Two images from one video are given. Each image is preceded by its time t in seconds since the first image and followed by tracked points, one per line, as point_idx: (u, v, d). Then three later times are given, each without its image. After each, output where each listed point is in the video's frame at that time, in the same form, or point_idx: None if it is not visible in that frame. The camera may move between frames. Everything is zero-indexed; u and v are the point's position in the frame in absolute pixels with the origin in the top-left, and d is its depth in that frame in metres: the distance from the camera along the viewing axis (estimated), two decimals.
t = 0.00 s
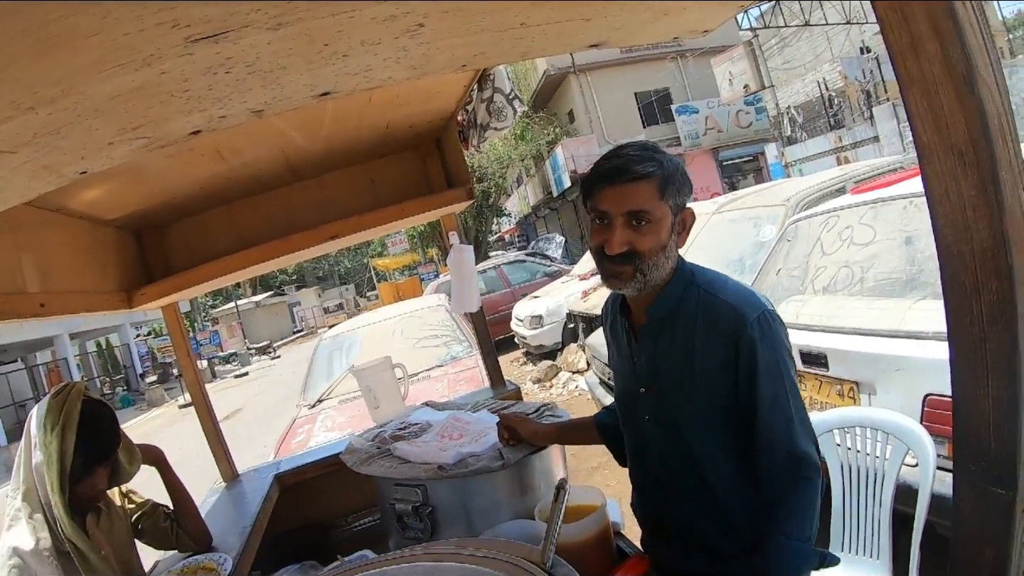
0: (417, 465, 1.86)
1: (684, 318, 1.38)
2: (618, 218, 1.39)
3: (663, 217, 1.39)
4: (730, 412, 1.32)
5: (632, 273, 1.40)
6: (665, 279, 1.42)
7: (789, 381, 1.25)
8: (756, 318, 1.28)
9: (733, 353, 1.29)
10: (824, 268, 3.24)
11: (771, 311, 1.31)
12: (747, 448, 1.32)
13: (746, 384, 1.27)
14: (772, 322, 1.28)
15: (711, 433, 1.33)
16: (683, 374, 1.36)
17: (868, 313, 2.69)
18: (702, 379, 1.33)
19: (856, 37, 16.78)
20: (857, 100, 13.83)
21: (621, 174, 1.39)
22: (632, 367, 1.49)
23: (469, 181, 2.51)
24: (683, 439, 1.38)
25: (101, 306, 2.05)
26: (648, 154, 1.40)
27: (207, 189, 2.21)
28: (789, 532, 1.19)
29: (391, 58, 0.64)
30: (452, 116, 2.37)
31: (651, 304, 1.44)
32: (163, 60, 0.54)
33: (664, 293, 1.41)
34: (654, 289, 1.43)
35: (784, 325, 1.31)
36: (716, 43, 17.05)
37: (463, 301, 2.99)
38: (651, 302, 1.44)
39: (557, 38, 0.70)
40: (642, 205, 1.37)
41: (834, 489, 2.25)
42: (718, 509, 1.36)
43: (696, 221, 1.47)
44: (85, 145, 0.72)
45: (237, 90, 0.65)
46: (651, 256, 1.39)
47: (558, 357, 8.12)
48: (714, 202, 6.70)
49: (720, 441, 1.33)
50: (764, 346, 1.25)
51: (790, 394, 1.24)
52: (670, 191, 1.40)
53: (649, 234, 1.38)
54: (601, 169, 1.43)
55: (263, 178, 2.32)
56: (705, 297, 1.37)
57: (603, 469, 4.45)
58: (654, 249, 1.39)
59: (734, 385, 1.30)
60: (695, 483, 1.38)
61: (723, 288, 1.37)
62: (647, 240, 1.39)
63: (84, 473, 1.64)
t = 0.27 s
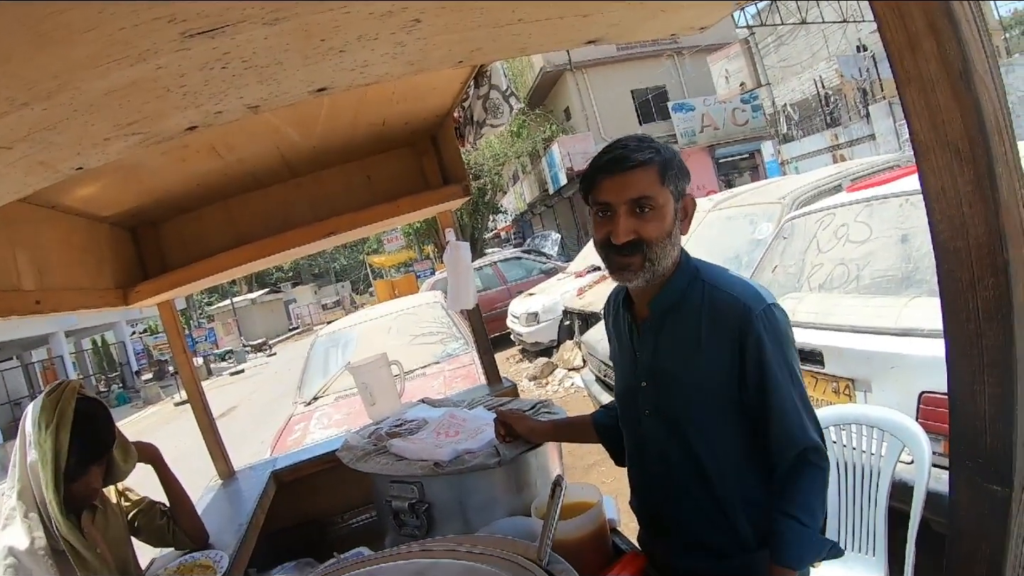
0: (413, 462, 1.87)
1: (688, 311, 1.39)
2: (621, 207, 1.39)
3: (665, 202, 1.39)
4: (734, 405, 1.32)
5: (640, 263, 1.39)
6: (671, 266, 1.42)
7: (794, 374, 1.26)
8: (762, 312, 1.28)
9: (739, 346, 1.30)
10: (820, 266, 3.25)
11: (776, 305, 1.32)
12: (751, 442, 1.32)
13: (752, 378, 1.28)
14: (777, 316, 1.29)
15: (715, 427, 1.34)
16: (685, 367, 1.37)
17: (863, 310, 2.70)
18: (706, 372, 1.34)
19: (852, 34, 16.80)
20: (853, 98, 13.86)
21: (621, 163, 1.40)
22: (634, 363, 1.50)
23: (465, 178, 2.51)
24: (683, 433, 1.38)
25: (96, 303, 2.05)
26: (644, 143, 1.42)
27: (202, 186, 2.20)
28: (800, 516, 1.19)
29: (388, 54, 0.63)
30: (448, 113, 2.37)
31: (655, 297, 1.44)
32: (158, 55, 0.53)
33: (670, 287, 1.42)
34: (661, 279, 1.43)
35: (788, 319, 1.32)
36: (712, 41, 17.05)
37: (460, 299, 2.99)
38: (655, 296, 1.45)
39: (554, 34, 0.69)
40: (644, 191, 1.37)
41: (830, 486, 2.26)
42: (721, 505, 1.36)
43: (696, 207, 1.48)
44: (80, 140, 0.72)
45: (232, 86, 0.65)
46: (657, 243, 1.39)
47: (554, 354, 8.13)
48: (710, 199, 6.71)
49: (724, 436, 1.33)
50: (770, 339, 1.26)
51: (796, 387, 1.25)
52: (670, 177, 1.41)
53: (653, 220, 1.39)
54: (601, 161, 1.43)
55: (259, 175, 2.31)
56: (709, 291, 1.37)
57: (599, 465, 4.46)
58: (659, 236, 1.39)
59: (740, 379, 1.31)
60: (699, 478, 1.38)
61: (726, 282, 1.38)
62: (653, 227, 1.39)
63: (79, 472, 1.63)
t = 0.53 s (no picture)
0: (411, 459, 1.85)
1: (692, 309, 1.38)
2: (608, 196, 1.40)
3: (654, 198, 1.37)
4: (737, 405, 1.31)
5: (622, 254, 1.40)
6: (658, 265, 1.40)
7: (798, 375, 1.25)
8: (767, 312, 1.27)
9: (742, 346, 1.29)
10: (819, 263, 3.25)
11: (783, 305, 1.30)
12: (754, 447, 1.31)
13: (756, 384, 1.26)
14: (783, 316, 1.27)
15: (717, 426, 1.33)
16: (687, 365, 1.36)
17: (862, 308, 2.70)
18: (709, 371, 1.33)
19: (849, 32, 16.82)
20: (850, 96, 13.87)
21: (614, 152, 1.40)
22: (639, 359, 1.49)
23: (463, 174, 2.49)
24: (685, 432, 1.37)
25: (91, 299, 2.03)
26: (642, 135, 1.40)
27: (198, 181, 2.18)
28: (799, 536, 1.20)
29: (389, 42, 0.62)
30: (446, 108, 2.35)
31: (659, 293, 1.44)
32: (153, 41, 0.52)
33: (671, 283, 1.42)
34: (648, 275, 1.41)
35: (795, 322, 1.30)
36: (710, 38, 17.05)
37: (458, 295, 2.98)
38: (659, 291, 1.44)
39: (558, 23, 0.68)
40: (631, 184, 1.37)
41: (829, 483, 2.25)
42: (721, 507, 1.35)
43: (697, 207, 1.44)
44: (73, 131, 0.71)
45: (230, 75, 0.63)
46: (640, 237, 1.38)
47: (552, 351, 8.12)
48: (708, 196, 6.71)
49: (727, 439, 1.33)
50: (773, 339, 1.25)
51: (799, 389, 1.24)
52: (664, 173, 1.38)
53: (638, 215, 1.37)
54: (598, 149, 1.44)
55: (256, 170, 2.29)
56: (713, 290, 1.37)
57: (597, 463, 4.46)
58: (644, 231, 1.38)
59: (745, 382, 1.30)
60: (700, 479, 1.37)
61: (732, 280, 1.37)
62: (637, 221, 1.38)
63: (74, 470, 1.61)
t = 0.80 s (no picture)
0: (413, 457, 1.84)
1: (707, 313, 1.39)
2: (640, 195, 1.40)
3: (687, 193, 1.39)
4: (750, 411, 1.32)
5: (657, 253, 1.40)
6: (691, 261, 1.43)
7: (813, 385, 1.25)
8: (783, 321, 1.27)
9: (757, 354, 1.29)
10: (822, 261, 3.24)
11: (801, 314, 1.29)
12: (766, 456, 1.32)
13: (770, 395, 1.27)
14: (800, 325, 1.27)
15: (729, 431, 1.34)
16: (701, 370, 1.37)
17: (865, 307, 2.69)
18: (723, 376, 1.34)
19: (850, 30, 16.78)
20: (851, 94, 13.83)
21: (643, 149, 1.40)
22: (653, 361, 1.50)
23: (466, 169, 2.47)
24: (697, 434, 1.39)
25: (89, 296, 2.01)
26: (668, 130, 1.41)
27: (197, 177, 2.16)
28: (803, 552, 1.21)
29: (399, 31, 0.60)
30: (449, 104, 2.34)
31: (677, 292, 1.46)
32: (155, 26, 0.50)
33: (692, 280, 1.43)
34: (679, 273, 1.43)
35: (813, 332, 1.30)
36: (710, 36, 17.01)
37: (458, 292, 2.96)
38: (675, 292, 1.46)
39: (570, 14, 0.66)
40: (665, 180, 1.38)
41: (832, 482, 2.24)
42: (729, 511, 1.38)
43: (722, 201, 1.48)
44: (70, 121, 0.69)
45: (234, 63, 0.62)
46: (676, 234, 1.39)
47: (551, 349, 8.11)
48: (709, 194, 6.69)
49: (739, 446, 1.34)
50: (789, 349, 1.25)
51: (813, 398, 1.24)
52: (694, 167, 1.41)
53: (673, 211, 1.39)
54: (623, 146, 1.44)
55: (256, 166, 2.27)
56: (730, 295, 1.37)
57: (597, 461, 4.44)
58: (679, 227, 1.39)
59: (758, 388, 1.30)
60: (710, 483, 1.39)
61: (749, 285, 1.37)
62: (672, 218, 1.39)
63: (73, 467, 1.59)
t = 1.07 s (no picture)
0: (416, 457, 1.82)
1: (724, 318, 1.38)
2: (656, 201, 1.38)
3: (704, 199, 1.37)
4: (767, 417, 1.31)
5: (673, 261, 1.39)
6: (708, 267, 1.41)
7: (833, 391, 1.24)
8: (804, 326, 1.26)
9: (777, 359, 1.28)
10: (827, 261, 3.21)
11: (821, 318, 1.28)
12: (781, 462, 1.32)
13: (788, 401, 1.26)
14: (821, 331, 1.26)
15: (745, 436, 1.33)
16: (718, 374, 1.36)
17: (871, 307, 2.67)
18: (741, 382, 1.33)
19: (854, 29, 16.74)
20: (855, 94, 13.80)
21: (658, 154, 1.37)
22: (667, 365, 1.49)
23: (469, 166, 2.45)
24: (712, 440, 1.38)
25: (89, 292, 1.99)
26: (685, 132, 1.38)
27: (199, 172, 2.14)
28: (815, 556, 1.22)
29: (410, 16, 0.58)
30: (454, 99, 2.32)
31: (693, 297, 1.44)
32: (153, 7, 0.48)
33: (709, 287, 1.41)
34: (696, 279, 1.41)
35: (832, 337, 1.29)
36: (713, 34, 16.97)
37: (461, 289, 2.94)
38: (691, 298, 1.44)
39: None
40: (682, 187, 1.35)
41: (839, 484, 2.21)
42: (743, 516, 1.38)
43: (741, 202, 1.45)
44: (64, 107, 0.67)
45: (236, 47, 0.59)
46: (693, 241, 1.38)
47: (553, 347, 8.10)
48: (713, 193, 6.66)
49: (754, 452, 1.33)
50: (810, 355, 1.24)
51: (832, 404, 1.24)
52: (712, 170, 1.38)
53: (689, 218, 1.37)
54: (637, 150, 1.41)
55: (257, 161, 2.25)
56: (747, 299, 1.36)
57: (599, 460, 4.43)
58: (696, 234, 1.38)
59: (777, 394, 1.30)
60: (724, 488, 1.39)
61: (767, 289, 1.36)
62: (689, 225, 1.37)
63: (71, 466, 1.58)
